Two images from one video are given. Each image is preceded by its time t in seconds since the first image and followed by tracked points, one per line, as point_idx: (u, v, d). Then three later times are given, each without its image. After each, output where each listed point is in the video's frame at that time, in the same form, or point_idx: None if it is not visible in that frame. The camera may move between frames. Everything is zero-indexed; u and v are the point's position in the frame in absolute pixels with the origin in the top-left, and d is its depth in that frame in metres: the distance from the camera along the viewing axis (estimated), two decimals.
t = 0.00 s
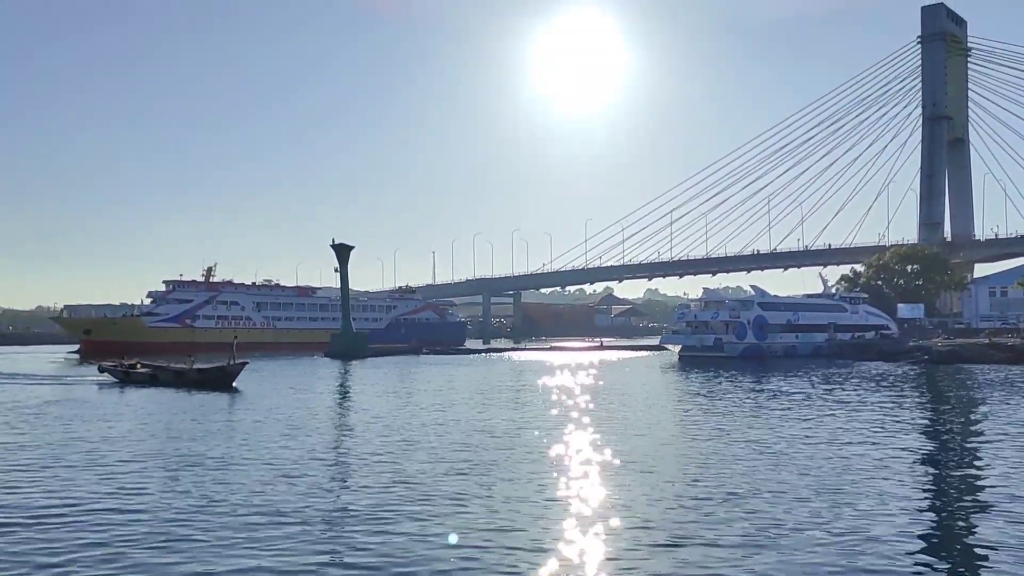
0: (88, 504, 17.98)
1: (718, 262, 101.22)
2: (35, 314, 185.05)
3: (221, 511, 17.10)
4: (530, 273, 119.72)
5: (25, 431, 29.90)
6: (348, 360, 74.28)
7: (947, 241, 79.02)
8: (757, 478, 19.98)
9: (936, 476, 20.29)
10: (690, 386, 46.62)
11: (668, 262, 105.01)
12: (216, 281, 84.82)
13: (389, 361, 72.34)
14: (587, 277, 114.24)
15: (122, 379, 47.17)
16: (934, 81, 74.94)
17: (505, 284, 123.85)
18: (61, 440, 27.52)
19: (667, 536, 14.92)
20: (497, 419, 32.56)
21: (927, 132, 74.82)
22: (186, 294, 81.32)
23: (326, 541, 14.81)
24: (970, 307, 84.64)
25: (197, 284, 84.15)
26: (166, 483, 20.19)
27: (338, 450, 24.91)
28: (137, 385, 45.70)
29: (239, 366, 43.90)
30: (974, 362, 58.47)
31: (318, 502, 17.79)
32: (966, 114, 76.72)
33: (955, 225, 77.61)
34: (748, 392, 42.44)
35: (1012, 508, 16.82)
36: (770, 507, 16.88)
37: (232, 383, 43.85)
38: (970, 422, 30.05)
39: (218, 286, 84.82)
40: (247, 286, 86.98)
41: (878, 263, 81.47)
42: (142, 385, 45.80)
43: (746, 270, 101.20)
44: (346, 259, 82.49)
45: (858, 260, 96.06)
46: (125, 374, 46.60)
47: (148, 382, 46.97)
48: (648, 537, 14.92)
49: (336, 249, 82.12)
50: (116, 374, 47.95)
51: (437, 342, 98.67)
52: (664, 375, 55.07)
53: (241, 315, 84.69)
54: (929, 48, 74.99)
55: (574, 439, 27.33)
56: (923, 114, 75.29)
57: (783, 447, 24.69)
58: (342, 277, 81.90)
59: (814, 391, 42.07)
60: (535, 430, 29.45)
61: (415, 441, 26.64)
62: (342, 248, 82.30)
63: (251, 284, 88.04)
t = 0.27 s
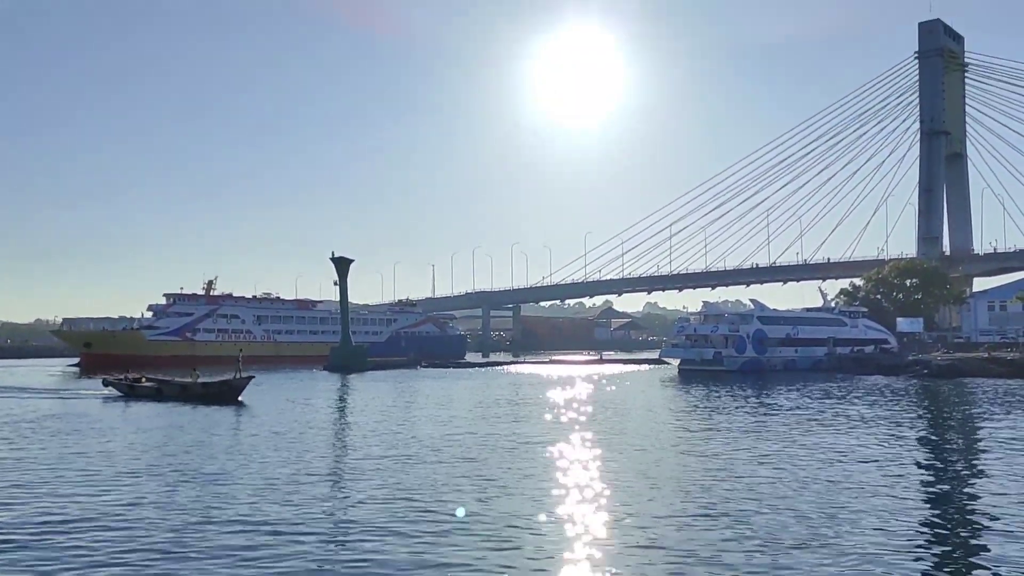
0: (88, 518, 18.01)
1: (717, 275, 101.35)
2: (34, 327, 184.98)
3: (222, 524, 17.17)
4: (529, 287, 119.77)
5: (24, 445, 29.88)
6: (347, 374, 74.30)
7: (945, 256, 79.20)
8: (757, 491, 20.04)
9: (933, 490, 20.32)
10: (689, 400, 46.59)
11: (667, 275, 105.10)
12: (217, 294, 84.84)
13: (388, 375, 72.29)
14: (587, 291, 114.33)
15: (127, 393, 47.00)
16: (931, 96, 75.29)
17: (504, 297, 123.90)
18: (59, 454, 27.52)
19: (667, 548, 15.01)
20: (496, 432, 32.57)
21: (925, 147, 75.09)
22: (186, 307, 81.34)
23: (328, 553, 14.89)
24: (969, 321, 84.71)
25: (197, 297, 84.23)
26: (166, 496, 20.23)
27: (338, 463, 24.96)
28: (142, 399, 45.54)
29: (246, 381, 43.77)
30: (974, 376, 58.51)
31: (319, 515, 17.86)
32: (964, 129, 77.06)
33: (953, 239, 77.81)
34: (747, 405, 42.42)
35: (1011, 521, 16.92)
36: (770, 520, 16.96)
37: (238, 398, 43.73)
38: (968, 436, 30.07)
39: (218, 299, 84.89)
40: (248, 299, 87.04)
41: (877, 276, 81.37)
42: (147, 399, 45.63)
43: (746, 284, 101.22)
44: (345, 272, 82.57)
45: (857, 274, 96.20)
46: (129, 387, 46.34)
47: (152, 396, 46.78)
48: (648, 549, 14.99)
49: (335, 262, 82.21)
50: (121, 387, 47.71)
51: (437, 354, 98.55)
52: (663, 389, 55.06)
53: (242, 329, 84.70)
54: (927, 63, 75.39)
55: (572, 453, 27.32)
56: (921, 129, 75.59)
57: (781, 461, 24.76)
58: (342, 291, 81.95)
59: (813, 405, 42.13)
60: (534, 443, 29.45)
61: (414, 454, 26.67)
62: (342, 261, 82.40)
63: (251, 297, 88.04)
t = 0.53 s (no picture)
0: (90, 527, 18.02)
1: (719, 285, 101.33)
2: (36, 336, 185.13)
3: (224, 533, 17.16)
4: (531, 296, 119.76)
5: (25, 455, 29.89)
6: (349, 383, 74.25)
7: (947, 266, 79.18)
8: (759, 502, 20.02)
9: (937, 500, 20.24)
10: (691, 410, 46.54)
11: (669, 285, 105.08)
12: (221, 303, 84.88)
13: (390, 384, 72.31)
14: (588, 300, 114.31)
15: (135, 403, 46.70)
16: (933, 107, 75.35)
17: (506, 307, 123.88)
18: (61, 464, 27.53)
19: (670, 558, 14.99)
20: (498, 442, 32.54)
21: (928, 157, 75.15)
22: (189, 317, 81.41)
23: (331, 562, 14.89)
24: (972, 332, 84.60)
25: (201, 306, 84.30)
26: (168, 506, 20.23)
27: (340, 473, 24.95)
28: (151, 408, 45.29)
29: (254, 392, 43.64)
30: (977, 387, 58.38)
31: (320, 525, 17.85)
32: (966, 140, 77.09)
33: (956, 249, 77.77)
34: (749, 416, 42.35)
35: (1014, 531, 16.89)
36: (772, 530, 16.93)
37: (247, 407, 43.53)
38: (972, 447, 29.96)
39: (221, 308, 84.95)
40: (251, 308, 87.06)
41: (879, 286, 81.34)
42: (156, 409, 45.35)
43: (749, 294, 101.12)
44: (347, 282, 82.58)
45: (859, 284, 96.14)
46: (138, 398, 46.20)
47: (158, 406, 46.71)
48: (650, 559, 14.98)
49: (338, 271, 82.24)
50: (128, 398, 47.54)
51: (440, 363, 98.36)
52: (665, 399, 55.02)
53: (245, 338, 84.70)
54: (929, 74, 75.48)
55: (574, 462, 27.27)
56: (923, 140, 75.68)
57: (784, 471, 24.77)
58: (343, 300, 81.97)
59: (816, 415, 42.05)
60: (536, 453, 29.41)
61: (416, 464, 26.66)
62: (344, 270, 82.43)
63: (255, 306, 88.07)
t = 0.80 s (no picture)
0: (89, 530, 17.95)
1: (722, 289, 101.33)
2: (40, 339, 185.39)
3: (229, 534, 17.27)
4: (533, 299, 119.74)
5: (26, 457, 29.86)
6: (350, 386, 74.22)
7: (950, 269, 79.07)
8: (761, 506, 19.92)
9: (939, 504, 20.25)
10: (693, 413, 46.45)
11: (671, 287, 105.00)
12: (224, 306, 84.90)
13: (391, 386, 72.27)
14: (591, 303, 114.33)
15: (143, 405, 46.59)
16: (936, 110, 75.30)
17: (508, 310, 123.89)
18: (62, 466, 27.51)
19: (671, 562, 14.90)
20: (501, 444, 32.59)
21: (930, 160, 75.08)
22: (193, 319, 81.54)
23: (331, 566, 14.80)
24: (975, 335, 84.55)
25: (205, 308, 84.42)
26: (167, 509, 20.15)
27: (341, 476, 24.89)
28: (160, 410, 45.19)
29: (265, 395, 43.42)
30: (980, 391, 58.25)
31: (321, 528, 17.75)
32: (969, 143, 77.04)
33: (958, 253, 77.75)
34: (752, 419, 42.31)
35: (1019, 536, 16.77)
36: (775, 535, 16.81)
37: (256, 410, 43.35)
38: (975, 450, 29.91)
39: (226, 310, 85.07)
40: (255, 310, 87.17)
41: (882, 290, 81.30)
42: (165, 411, 45.24)
43: (751, 297, 101.01)
44: (350, 284, 82.68)
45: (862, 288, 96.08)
46: (147, 400, 46.09)
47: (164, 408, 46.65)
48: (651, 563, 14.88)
49: (341, 274, 82.33)
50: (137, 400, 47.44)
51: (442, 366, 98.20)
52: (668, 402, 55.05)
53: (249, 340, 84.77)
54: (931, 77, 75.46)
55: (577, 465, 27.31)
56: (926, 143, 75.61)
57: (787, 475, 24.71)
58: (346, 302, 82.04)
59: (818, 419, 41.97)
60: (537, 456, 29.33)
61: (417, 467, 26.59)
62: (347, 273, 82.52)
63: (259, 309, 88.08)
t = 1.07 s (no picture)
0: (89, 528, 17.97)
1: (723, 288, 101.32)
2: (43, 337, 185.85)
3: (231, 532, 17.33)
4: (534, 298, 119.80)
5: (28, 455, 29.92)
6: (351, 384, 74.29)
7: (951, 269, 79.08)
8: (762, 505, 19.93)
9: (941, 504, 20.23)
10: (693, 413, 46.51)
11: (672, 287, 105.03)
12: (227, 304, 84.95)
13: (392, 385, 72.33)
14: (592, 303, 114.39)
15: (152, 404, 46.53)
16: (937, 110, 75.23)
17: (509, 309, 123.89)
18: (64, 464, 27.55)
19: (671, 562, 14.89)
20: (502, 444, 32.60)
21: (932, 160, 75.05)
22: (196, 318, 81.57)
23: (330, 565, 14.80)
24: (976, 335, 84.55)
25: (208, 307, 84.45)
26: (168, 507, 20.18)
27: (342, 475, 24.92)
28: (168, 409, 45.02)
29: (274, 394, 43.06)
30: (981, 391, 58.25)
31: (321, 527, 17.76)
32: (970, 143, 76.99)
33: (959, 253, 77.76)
34: (752, 419, 42.33)
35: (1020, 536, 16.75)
36: (775, 535, 16.81)
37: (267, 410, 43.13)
38: (975, 450, 29.88)
39: (229, 309, 85.12)
40: (258, 309, 87.16)
41: (883, 290, 81.32)
42: (173, 409, 45.04)
43: (752, 296, 101.04)
44: (350, 283, 82.74)
45: (863, 288, 96.04)
46: (154, 399, 45.96)
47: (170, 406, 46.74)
48: (651, 563, 14.86)
49: (341, 273, 82.36)
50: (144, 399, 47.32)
51: (444, 365, 98.19)
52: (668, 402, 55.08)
53: (251, 339, 84.77)
54: (933, 77, 75.39)
55: (577, 464, 27.30)
56: (927, 143, 75.59)
57: (787, 474, 24.76)
58: (347, 301, 82.08)
59: (819, 419, 41.99)
60: (538, 456, 29.39)
61: (417, 466, 26.62)
62: (348, 271, 82.57)
63: (262, 308, 88.11)
